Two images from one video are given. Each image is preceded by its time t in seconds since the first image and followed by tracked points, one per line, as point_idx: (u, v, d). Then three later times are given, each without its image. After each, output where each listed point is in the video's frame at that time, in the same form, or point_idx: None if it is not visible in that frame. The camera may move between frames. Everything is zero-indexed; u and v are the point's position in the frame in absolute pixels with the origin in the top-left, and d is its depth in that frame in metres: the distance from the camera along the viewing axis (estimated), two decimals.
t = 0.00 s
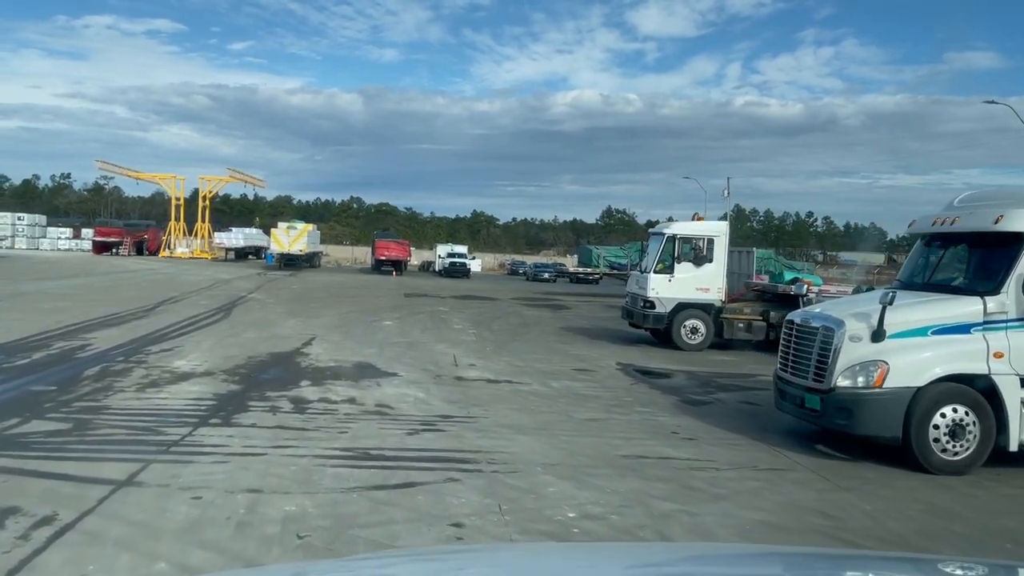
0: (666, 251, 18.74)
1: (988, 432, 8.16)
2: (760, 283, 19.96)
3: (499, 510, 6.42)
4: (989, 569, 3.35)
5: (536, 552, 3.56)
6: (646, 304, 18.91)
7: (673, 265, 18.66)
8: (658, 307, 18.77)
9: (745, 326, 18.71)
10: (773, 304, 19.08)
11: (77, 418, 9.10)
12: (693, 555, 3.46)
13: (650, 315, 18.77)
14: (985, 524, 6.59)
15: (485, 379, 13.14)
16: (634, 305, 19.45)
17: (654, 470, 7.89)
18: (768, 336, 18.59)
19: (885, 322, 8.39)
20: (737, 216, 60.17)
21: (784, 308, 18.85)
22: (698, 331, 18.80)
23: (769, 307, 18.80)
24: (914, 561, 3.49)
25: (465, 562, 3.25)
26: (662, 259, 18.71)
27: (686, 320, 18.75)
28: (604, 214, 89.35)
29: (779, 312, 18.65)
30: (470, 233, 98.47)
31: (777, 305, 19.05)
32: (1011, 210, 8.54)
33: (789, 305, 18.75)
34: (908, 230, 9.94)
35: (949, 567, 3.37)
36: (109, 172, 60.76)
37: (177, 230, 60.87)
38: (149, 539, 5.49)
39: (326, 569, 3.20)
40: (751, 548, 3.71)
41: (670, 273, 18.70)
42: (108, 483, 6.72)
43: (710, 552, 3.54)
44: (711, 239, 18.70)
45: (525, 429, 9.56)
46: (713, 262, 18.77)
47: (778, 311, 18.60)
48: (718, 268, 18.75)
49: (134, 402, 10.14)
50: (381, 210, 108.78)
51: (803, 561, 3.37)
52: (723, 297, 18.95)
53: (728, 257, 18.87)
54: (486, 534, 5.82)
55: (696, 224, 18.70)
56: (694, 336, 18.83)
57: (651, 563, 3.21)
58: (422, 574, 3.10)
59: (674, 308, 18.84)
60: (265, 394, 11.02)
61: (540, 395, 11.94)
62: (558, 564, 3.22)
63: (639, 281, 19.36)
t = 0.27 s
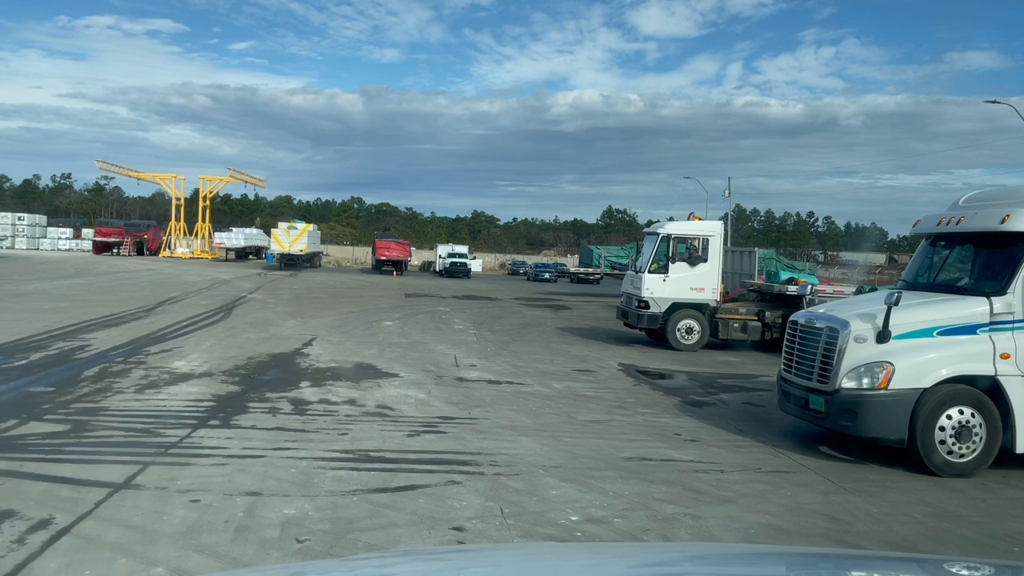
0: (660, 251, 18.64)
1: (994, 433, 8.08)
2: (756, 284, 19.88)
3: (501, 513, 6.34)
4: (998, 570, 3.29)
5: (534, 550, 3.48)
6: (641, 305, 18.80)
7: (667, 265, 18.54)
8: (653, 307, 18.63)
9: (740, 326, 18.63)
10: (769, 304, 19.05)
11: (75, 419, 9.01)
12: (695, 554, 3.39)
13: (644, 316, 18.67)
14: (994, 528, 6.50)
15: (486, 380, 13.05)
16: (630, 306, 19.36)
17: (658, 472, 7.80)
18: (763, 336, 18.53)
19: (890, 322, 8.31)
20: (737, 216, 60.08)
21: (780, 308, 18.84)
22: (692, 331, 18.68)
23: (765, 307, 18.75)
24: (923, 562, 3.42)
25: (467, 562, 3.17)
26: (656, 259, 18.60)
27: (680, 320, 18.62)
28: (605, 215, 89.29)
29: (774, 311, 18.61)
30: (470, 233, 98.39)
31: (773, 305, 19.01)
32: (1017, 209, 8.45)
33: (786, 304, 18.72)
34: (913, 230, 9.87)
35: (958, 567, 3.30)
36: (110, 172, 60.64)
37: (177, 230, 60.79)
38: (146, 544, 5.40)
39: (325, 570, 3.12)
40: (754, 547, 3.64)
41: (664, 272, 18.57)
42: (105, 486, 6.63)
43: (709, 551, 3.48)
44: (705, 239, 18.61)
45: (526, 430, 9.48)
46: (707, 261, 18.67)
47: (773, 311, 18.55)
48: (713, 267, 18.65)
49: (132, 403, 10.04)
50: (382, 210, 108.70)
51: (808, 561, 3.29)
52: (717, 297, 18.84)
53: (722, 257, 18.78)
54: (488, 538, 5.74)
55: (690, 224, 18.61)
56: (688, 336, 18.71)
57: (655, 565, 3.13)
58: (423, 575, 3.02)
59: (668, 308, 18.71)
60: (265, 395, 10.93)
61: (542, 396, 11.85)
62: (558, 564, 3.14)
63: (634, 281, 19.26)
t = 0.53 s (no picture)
0: (652, 250, 18.57)
1: (998, 432, 8.04)
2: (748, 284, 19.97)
3: (502, 515, 6.31)
4: (999, 569, 3.26)
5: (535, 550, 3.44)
6: (633, 305, 18.69)
7: (660, 264, 18.47)
8: (645, 307, 18.56)
9: (734, 325, 18.60)
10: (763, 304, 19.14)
11: (74, 420, 8.98)
12: (695, 553, 3.36)
13: (637, 316, 18.58)
14: (999, 529, 6.47)
15: (487, 381, 13.02)
16: (622, 305, 19.27)
17: (659, 473, 7.77)
18: (757, 335, 18.57)
19: (893, 323, 8.27)
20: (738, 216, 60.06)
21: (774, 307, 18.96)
22: (686, 331, 18.66)
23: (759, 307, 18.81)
24: (924, 562, 3.38)
25: (467, 562, 3.14)
26: (649, 259, 18.52)
27: (674, 320, 18.59)
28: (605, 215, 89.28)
29: (768, 311, 18.69)
30: (470, 233, 98.37)
31: (766, 305, 19.08)
32: (1020, 209, 8.41)
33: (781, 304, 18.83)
34: (916, 230, 9.82)
35: (960, 567, 3.27)
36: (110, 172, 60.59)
37: (177, 230, 60.76)
38: (145, 546, 5.37)
39: (325, 569, 3.08)
40: (754, 547, 3.61)
41: (657, 272, 18.51)
42: (104, 487, 6.60)
43: (708, 551, 3.44)
44: (699, 238, 18.64)
45: (527, 431, 9.45)
46: (700, 261, 18.67)
47: (767, 311, 18.63)
48: (705, 267, 18.67)
49: (132, 403, 10.02)
50: (382, 210, 108.68)
51: (809, 560, 3.26)
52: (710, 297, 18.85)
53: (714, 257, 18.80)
54: (488, 540, 5.70)
55: (683, 224, 18.61)
56: (681, 336, 18.68)
57: (655, 565, 3.09)
58: (422, 573, 2.98)
59: (661, 308, 18.66)
60: (265, 395, 10.90)
61: (543, 397, 11.82)
62: (558, 563, 3.10)
63: (627, 281, 19.19)
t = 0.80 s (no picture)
0: (644, 250, 18.52)
1: (998, 432, 8.04)
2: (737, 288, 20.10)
3: (502, 515, 6.30)
4: (999, 569, 3.25)
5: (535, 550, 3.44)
6: (624, 304, 18.66)
7: (651, 264, 18.41)
8: (636, 307, 18.49)
9: (725, 325, 18.74)
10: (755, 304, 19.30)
11: (75, 420, 8.98)
12: (697, 554, 3.36)
13: (628, 315, 18.51)
14: (1000, 530, 6.47)
15: (487, 381, 13.02)
16: (614, 305, 19.22)
17: (660, 473, 7.77)
18: (748, 335, 18.73)
19: (894, 323, 8.26)
20: (738, 216, 60.07)
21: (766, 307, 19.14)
22: (676, 331, 18.58)
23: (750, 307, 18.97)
24: (924, 562, 3.38)
25: (468, 562, 3.14)
26: (640, 258, 18.47)
27: (664, 320, 18.52)
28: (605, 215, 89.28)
29: (759, 311, 18.86)
30: (471, 233, 98.37)
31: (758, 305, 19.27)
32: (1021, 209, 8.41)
33: (772, 304, 19.01)
34: (917, 230, 9.82)
35: (960, 566, 3.26)
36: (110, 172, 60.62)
37: (178, 230, 60.76)
38: (145, 546, 5.36)
39: (326, 569, 3.08)
40: (754, 547, 3.61)
41: (648, 272, 18.44)
42: (104, 487, 6.60)
43: (709, 551, 3.45)
44: (690, 238, 18.60)
45: (527, 431, 9.45)
46: (691, 261, 18.64)
47: (758, 311, 18.79)
48: (696, 267, 18.63)
49: (133, 403, 10.02)
50: (383, 210, 108.69)
51: (809, 560, 3.25)
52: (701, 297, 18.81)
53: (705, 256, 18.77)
54: (489, 540, 5.70)
55: (674, 224, 18.58)
56: (672, 336, 18.61)
57: (654, 564, 3.09)
58: (423, 573, 2.98)
59: (652, 308, 18.61)
60: (265, 395, 10.90)
61: (543, 397, 11.82)
62: (558, 563, 3.10)
63: (618, 281, 19.12)
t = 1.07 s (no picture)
0: (633, 250, 18.52)
1: (998, 432, 8.04)
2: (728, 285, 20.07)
3: (503, 515, 6.31)
4: (1000, 570, 3.26)
5: (536, 551, 3.43)
6: (614, 304, 18.66)
7: (640, 264, 18.42)
8: (626, 307, 18.50)
9: (715, 325, 18.70)
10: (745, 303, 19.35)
11: (75, 420, 8.99)
12: (699, 554, 3.36)
13: (618, 315, 18.51)
14: (1001, 530, 6.47)
15: (487, 381, 13.03)
16: (604, 305, 19.22)
17: (660, 473, 7.78)
18: (737, 335, 18.82)
19: (894, 323, 8.26)
20: (738, 216, 60.05)
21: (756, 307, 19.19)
22: (666, 331, 18.56)
23: (740, 307, 19.03)
24: (924, 562, 3.38)
25: (470, 562, 3.14)
26: (630, 259, 18.48)
27: (654, 320, 18.50)
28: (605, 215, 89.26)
29: (749, 311, 18.94)
30: (471, 234, 98.38)
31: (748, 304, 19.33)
32: (1021, 210, 8.40)
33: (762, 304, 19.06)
34: (917, 230, 9.81)
35: (960, 567, 3.26)
36: (111, 172, 60.61)
37: (178, 230, 60.78)
38: (145, 547, 5.37)
39: (326, 569, 3.08)
40: (754, 547, 3.61)
41: (638, 272, 18.44)
42: (104, 487, 6.61)
43: (710, 551, 3.45)
44: (680, 238, 18.55)
45: (527, 431, 9.46)
46: (681, 261, 18.59)
47: (748, 311, 18.86)
48: (686, 267, 18.59)
49: (133, 404, 10.03)
50: (383, 210, 108.78)
51: (809, 560, 3.26)
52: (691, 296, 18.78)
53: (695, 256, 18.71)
54: (489, 540, 5.72)
55: (664, 224, 18.53)
56: (661, 336, 18.59)
57: (655, 564, 3.09)
58: (425, 573, 2.99)
59: (642, 308, 18.59)
60: (266, 396, 10.91)
61: (543, 397, 11.83)
62: (557, 563, 3.11)
63: (608, 281, 19.12)
